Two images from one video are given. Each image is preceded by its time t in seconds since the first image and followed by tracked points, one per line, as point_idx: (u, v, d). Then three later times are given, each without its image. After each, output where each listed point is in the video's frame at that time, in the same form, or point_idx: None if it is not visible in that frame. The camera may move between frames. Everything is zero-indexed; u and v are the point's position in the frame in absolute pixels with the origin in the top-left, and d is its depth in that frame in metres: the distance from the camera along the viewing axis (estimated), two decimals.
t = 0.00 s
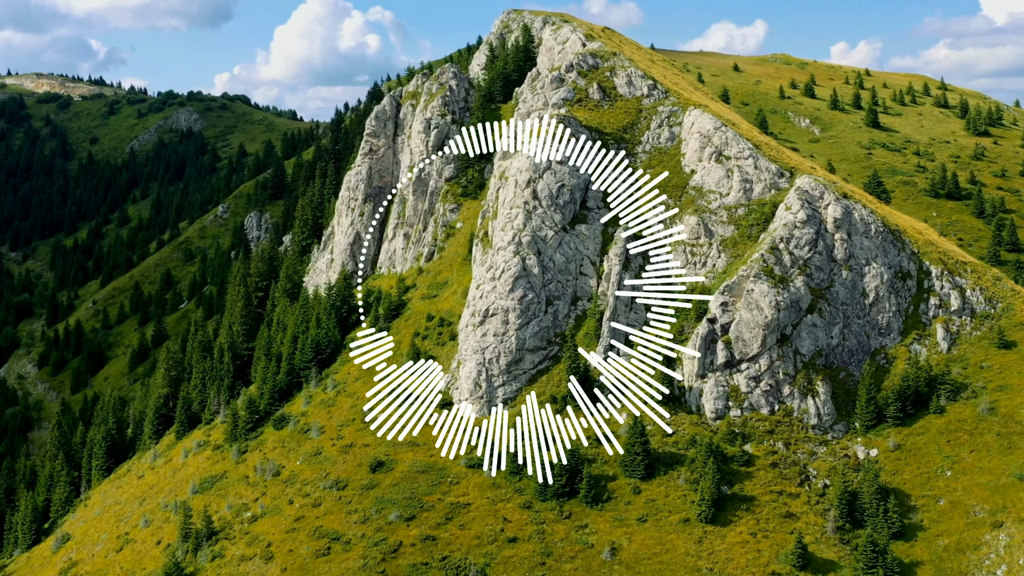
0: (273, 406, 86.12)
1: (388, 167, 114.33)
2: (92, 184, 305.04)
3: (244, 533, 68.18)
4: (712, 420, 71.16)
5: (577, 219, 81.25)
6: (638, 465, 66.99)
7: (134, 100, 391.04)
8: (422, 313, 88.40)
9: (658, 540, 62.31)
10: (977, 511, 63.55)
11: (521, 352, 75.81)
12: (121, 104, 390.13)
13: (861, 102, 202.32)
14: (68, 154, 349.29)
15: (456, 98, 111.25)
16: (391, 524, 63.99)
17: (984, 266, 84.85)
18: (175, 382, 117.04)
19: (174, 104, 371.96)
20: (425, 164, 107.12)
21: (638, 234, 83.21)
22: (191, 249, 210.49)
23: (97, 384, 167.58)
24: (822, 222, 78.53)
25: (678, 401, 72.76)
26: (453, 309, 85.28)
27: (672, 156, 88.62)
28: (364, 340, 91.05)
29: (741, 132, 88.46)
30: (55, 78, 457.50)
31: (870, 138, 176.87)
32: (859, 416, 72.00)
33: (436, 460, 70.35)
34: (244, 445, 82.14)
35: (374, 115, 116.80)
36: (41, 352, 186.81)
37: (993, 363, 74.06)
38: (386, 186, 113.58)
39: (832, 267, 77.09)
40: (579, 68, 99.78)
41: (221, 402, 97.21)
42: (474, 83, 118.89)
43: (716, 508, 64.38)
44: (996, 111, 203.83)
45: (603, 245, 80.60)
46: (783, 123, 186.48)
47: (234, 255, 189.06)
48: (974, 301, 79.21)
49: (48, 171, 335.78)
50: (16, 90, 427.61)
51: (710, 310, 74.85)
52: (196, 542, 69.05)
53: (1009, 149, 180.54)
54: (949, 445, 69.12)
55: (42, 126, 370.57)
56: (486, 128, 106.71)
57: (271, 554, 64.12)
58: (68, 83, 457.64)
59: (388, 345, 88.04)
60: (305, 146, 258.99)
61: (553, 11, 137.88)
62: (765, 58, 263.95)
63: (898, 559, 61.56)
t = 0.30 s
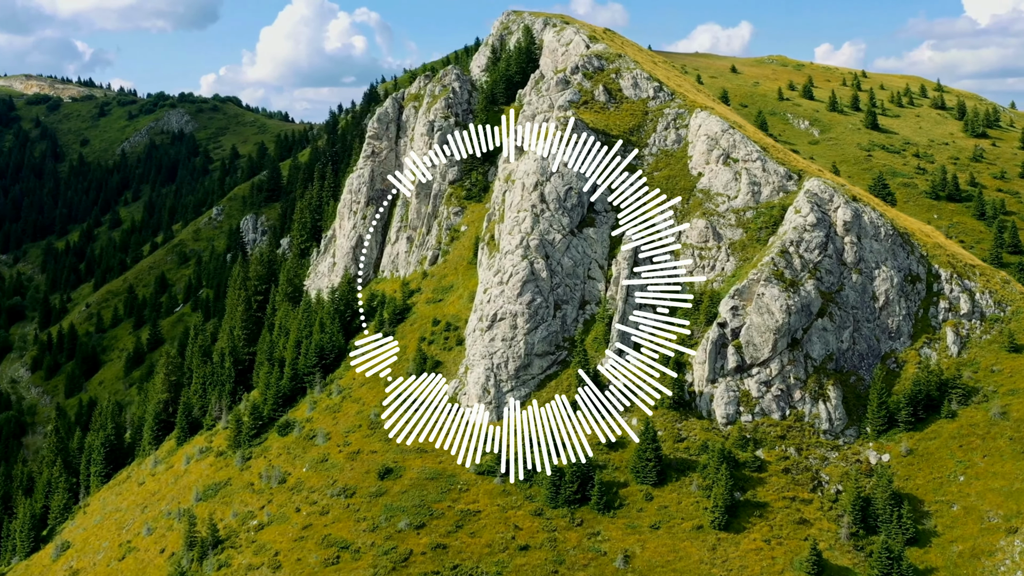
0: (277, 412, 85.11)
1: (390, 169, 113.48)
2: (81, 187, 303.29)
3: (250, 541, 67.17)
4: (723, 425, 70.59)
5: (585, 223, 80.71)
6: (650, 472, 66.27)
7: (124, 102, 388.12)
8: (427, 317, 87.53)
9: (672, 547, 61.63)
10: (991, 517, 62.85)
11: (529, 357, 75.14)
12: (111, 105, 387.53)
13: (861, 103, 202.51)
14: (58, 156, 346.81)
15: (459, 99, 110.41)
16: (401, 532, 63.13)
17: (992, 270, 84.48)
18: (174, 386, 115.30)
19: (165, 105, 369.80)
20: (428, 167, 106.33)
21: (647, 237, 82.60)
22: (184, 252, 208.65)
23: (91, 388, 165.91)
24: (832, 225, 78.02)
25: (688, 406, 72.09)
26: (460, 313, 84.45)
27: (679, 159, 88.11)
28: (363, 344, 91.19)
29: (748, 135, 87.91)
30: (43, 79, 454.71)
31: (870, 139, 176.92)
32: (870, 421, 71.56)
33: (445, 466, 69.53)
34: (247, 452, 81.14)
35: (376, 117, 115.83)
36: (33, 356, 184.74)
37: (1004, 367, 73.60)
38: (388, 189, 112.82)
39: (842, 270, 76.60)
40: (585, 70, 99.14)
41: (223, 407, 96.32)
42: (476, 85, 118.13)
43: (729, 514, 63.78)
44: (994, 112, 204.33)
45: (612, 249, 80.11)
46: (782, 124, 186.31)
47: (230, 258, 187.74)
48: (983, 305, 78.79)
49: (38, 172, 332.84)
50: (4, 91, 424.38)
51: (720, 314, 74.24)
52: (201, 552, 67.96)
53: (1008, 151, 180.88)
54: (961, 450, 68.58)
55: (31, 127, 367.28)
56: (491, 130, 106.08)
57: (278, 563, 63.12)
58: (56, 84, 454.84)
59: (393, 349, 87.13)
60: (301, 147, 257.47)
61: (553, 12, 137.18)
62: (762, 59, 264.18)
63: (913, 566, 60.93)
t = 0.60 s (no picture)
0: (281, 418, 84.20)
1: (393, 172, 112.67)
2: (72, 188, 300.90)
3: (256, 550, 66.24)
4: (734, 429, 70.15)
5: (593, 226, 80.22)
6: (662, 478, 65.64)
7: (114, 103, 385.51)
8: (433, 322, 86.77)
9: (684, 554, 60.98)
10: (1004, 522, 62.12)
11: (538, 362, 74.51)
12: (102, 107, 385.09)
13: (859, 105, 202.70)
14: (48, 158, 344.05)
15: (462, 101, 109.65)
16: (411, 540, 62.34)
17: (1000, 273, 84.15)
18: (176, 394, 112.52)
19: (156, 107, 367.65)
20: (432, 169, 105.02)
21: (654, 241, 82.25)
22: (178, 254, 206.64)
23: (86, 392, 164.20)
24: (841, 228, 77.63)
25: (699, 410, 71.61)
26: (466, 318, 83.71)
27: (686, 162, 87.73)
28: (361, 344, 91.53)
29: (756, 137, 87.44)
30: (32, 80, 451.84)
31: (869, 141, 176.90)
32: (881, 425, 71.11)
33: (454, 473, 68.77)
34: (251, 458, 80.19)
35: (379, 119, 115.02)
36: (26, 360, 182.73)
37: (1014, 371, 73.17)
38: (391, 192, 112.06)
39: (852, 274, 76.23)
40: (591, 72, 98.55)
41: (224, 412, 95.36)
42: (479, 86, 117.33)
43: (742, 521, 63.21)
44: (991, 114, 204.81)
45: (620, 252, 79.67)
46: (781, 127, 186.21)
47: (225, 262, 186.34)
48: (992, 308, 78.47)
49: (28, 174, 329.98)
50: None
51: (730, 318, 73.82)
52: (206, 561, 66.96)
53: (1006, 153, 181.19)
54: (973, 454, 67.95)
55: (21, 129, 364.36)
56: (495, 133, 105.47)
57: (286, 573, 62.22)
58: (46, 85, 451.88)
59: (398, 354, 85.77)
60: (296, 149, 256.09)
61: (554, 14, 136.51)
62: (758, 61, 264.41)
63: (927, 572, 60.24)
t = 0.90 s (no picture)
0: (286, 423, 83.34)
1: (396, 175, 111.95)
2: (64, 191, 298.63)
3: (264, 558, 65.34)
4: (745, 435, 69.79)
5: (600, 230, 79.85)
6: (674, 484, 65.14)
7: (106, 105, 383.29)
8: (438, 326, 86.07)
9: (697, 562, 60.42)
10: (1017, 527, 61.72)
11: (547, 367, 73.90)
12: (93, 109, 382.76)
13: (857, 107, 203.07)
14: (39, 159, 341.24)
15: (466, 104, 109.00)
16: (422, 548, 61.61)
17: (1008, 276, 83.74)
18: (176, 397, 111.19)
19: (147, 110, 365.41)
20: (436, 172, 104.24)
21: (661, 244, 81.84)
22: (173, 257, 204.72)
23: (81, 397, 162.55)
24: (850, 231, 77.28)
25: (709, 416, 71.29)
26: (473, 322, 83.07)
27: (692, 165, 87.41)
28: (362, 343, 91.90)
29: (763, 140, 87.10)
30: (22, 82, 448.98)
31: (868, 144, 177.03)
32: (892, 430, 70.68)
33: (464, 480, 68.08)
34: (256, 465, 79.29)
35: (381, 122, 114.31)
36: (20, 364, 180.80)
37: None
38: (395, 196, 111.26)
39: (861, 277, 75.98)
40: (596, 74, 98.06)
41: (228, 418, 94.51)
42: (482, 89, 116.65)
43: (755, 527, 62.73)
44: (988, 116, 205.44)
45: (627, 257, 79.35)
46: (780, 129, 186.19)
47: (221, 265, 184.86)
48: (1000, 312, 78.07)
49: (19, 176, 327.08)
50: None
51: (740, 323, 73.47)
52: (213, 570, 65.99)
53: (1003, 155, 181.79)
54: (984, 459, 67.50)
55: (11, 131, 361.40)
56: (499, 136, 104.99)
57: None
58: (35, 87, 448.40)
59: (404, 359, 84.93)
60: (291, 151, 254.73)
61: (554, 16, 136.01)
62: (754, 63, 264.93)
63: None
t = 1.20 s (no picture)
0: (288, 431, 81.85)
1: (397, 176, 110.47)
2: (52, 192, 295.07)
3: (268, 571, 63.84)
4: (758, 441, 68.60)
5: (609, 233, 78.79)
6: (688, 493, 63.88)
7: (92, 105, 380.67)
8: (443, 331, 84.71)
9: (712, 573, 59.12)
10: None
11: (556, 373, 72.64)
12: (78, 109, 379.87)
13: (857, 107, 201.93)
14: (25, 160, 337.40)
15: (468, 104, 107.78)
16: (431, 559, 60.31)
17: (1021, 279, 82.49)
18: (171, 404, 109.42)
19: (136, 109, 361.92)
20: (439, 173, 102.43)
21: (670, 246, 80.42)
22: (163, 259, 202.16)
23: (72, 402, 160.27)
24: (863, 234, 76.15)
25: (721, 422, 70.15)
26: (479, 327, 81.75)
27: (701, 166, 86.24)
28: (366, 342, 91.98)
29: (773, 141, 85.87)
30: (9, 83, 445.41)
31: (870, 144, 175.95)
32: (906, 436, 69.45)
33: (473, 489, 66.76)
34: (258, 474, 77.78)
35: (382, 122, 112.84)
36: (9, 368, 178.13)
37: None
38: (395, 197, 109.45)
39: (874, 280, 74.88)
40: (602, 74, 96.77)
41: (226, 425, 92.83)
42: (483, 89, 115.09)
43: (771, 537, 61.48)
44: (988, 116, 204.69)
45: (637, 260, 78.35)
46: (780, 130, 184.93)
47: (214, 268, 182.78)
48: (1015, 315, 76.77)
49: (6, 177, 323.30)
50: None
51: (753, 327, 72.38)
52: None
53: (1004, 156, 181.09)
54: (1001, 465, 66.19)
55: None
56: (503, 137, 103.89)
57: None
58: (21, 86, 444.33)
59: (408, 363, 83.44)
60: (286, 151, 252.57)
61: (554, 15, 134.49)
62: (752, 63, 264.02)
63: None
